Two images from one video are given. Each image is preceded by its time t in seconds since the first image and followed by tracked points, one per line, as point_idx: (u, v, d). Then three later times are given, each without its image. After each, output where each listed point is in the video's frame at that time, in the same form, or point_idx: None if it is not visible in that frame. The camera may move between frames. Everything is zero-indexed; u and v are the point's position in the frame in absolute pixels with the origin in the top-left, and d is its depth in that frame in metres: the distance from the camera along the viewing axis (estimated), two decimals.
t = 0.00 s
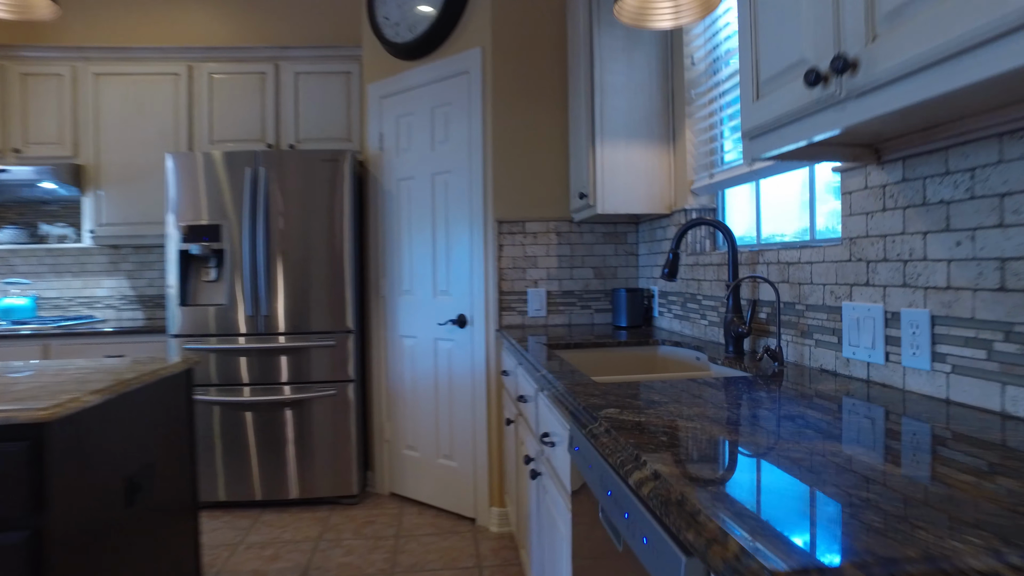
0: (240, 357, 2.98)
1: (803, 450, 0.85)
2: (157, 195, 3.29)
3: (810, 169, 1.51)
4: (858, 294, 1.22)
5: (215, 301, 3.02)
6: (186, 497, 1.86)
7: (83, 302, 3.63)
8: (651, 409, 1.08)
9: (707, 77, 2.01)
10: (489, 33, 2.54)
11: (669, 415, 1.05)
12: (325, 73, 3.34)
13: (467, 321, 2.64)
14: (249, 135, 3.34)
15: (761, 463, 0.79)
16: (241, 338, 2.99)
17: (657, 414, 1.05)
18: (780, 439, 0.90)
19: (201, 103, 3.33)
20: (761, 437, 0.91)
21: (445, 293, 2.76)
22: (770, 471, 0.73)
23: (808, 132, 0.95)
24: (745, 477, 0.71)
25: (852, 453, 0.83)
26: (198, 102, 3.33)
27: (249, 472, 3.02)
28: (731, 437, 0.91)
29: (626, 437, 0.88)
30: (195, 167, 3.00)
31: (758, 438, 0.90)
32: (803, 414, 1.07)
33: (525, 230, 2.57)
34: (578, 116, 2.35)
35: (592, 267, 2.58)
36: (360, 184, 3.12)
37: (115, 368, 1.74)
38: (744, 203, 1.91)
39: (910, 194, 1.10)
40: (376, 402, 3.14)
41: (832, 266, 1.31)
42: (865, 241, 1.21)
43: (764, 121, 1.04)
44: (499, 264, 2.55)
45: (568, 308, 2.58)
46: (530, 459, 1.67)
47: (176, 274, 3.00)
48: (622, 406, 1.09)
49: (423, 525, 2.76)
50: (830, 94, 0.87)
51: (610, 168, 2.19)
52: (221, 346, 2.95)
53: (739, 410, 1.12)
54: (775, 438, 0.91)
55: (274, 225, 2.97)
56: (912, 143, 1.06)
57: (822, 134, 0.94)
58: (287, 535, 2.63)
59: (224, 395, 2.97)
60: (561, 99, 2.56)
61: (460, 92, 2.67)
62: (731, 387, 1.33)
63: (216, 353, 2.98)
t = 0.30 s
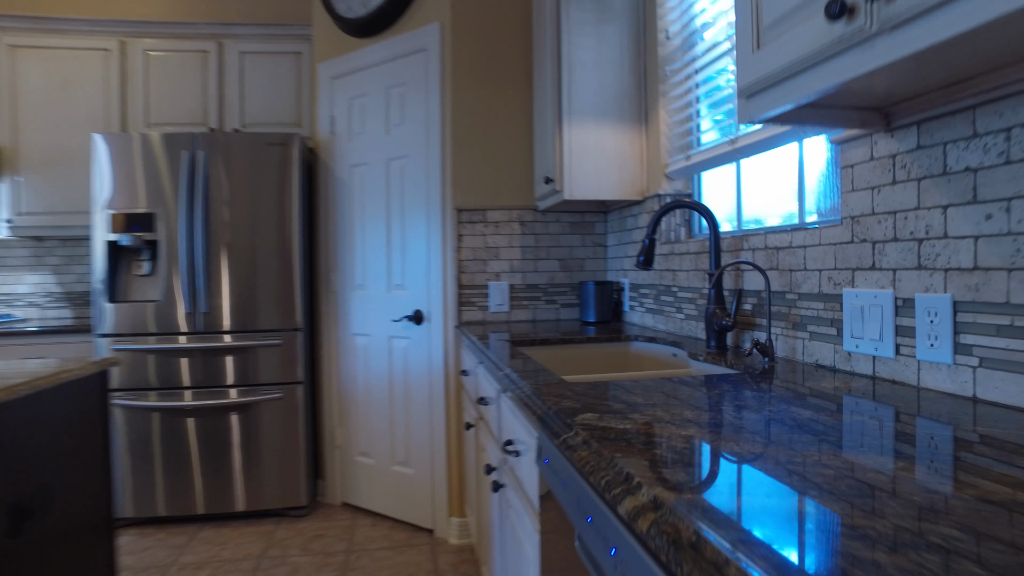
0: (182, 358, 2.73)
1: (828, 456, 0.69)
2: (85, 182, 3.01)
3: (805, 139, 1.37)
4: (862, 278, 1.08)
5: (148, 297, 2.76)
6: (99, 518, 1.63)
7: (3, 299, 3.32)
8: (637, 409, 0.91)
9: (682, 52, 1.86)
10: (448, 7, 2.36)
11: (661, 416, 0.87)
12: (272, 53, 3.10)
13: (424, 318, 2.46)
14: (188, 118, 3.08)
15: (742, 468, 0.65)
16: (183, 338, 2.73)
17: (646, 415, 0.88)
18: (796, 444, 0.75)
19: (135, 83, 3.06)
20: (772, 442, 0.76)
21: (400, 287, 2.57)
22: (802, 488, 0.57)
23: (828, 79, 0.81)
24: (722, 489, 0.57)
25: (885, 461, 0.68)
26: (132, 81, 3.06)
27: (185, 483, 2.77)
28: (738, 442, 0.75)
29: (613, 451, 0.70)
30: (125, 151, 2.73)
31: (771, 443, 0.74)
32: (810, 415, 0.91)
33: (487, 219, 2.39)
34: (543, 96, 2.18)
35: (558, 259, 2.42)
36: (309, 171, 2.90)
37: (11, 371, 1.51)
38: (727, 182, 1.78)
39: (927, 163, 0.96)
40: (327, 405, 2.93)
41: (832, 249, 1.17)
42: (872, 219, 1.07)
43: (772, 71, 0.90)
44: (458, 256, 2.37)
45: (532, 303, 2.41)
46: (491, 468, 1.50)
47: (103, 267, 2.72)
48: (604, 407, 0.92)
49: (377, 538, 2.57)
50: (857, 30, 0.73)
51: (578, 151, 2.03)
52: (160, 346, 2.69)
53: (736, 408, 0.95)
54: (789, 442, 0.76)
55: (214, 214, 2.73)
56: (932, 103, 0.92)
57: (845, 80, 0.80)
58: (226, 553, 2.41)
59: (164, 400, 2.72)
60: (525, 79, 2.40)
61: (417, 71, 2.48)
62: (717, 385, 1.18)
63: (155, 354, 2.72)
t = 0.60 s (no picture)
0: (128, 360, 2.52)
1: (863, 475, 0.55)
2: (15, 170, 2.76)
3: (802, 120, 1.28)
4: (873, 265, 0.95)
5: (86, 294, 2.53)
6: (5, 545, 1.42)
7: None
8: (620, 418, 0.75)
9: (660, 28, 1.71)
10: None
11: (650, 428, 0.71)
12: (225, 33, 2.88)
13: (384, 316, 2.30)
14: (131, 102, 2.85)
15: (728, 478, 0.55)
16: (128, 338, 2.52)
17: (631, 426, 0.72)
18: (819, 459, 0.61)
19: (72, 63, 2.81)
20: (789, 457, 0.61)
21: (360, 283, 2.40)
22: (849, 530, 0.43)
23: (851, 16, 0.67)
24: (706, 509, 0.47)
25: (935, 482, 0.54)
26: (68, 61, 2.82)
27: (126, 497, 2.55)
28: (748, 459, 0.60)
29: (590, 482, 0.53)
30: (57, 135, 2.49)
31: (789, 459, 0.60)
32: (826, 423, 0.77)
33: (452, 209, 2.23)
34: (512, 77, 2.03)
35: (529, 252, 2.27)
36: (263, 160, 2.71)
37: None
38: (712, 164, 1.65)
39: (953, 128, 0.82)
40: (283, 410, 2.74)
41: (836, 233, 1.03)
42: (884, 197, 0.93)
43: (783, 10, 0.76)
44: (421, 249, 2.20)
45: (501, 299, 2.26)
46: (453, 482, 1.33)
47: (32, 261, 2.48)
48: (581, 416, 0.76)
49: (336, 553, 2.39)
50: None
51: (549, 134, 1.88)
52: (104, 348, 2.47)
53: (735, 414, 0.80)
54: (810, 457, 0.61)
55: (158, 204, 2.52)
56: (962, 56, 0.79)
57: (870, 18, 0.66)
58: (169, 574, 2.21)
59: (110, 407, 2.50)
60: (493, 61, 2.24)
61: (377, 51, 2.31)
62: (707, 386, 1.03)
63: (100, 356, 2.50)
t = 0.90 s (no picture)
0: (94, 363, 2.34)
1: (936, 513, 0.42)
2: None
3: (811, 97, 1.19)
4: (905, 253, 0.81)
5: (37, 292, 2.33)
6: None
7: None
8: (613, 437, 0.60)
9: (653, 3, 1.58)
10: None
11: (648, 449, 0.57)
12: (193, 16, 2.71)
13: (360, 315, 2.16)
14: (92, 90, 2.67)
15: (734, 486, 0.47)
16: (94, 341, 2.33)
17: (626, 448, 0.57)
18: (870, 485, 0.47)
19: (28, 47, 2.63)
20: (833, 483, 0.47)
21: (333, 281, 2.26)
22: None
23: None
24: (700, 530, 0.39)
25: None
26: (23, 45, 2.64)
27: (82, 511, 2.36)
28: (781, 489, 0.46)
29: (568, 542, 0.38)
30: (9, 121, 2.29)
31: (831, 488, 0.46)
32: (862, 439, 0.63)
33: (431, 200, 2.09)
34: (494, 58, 1.89)
35: (514, 246, 2.13)
36: (233, 150, 2.55)
37: None
38: (712, 149, 1.52)
39: (1006, 87, 0.68)
40: (254, 415, 2.59)
41: (858, 217, 0.89)
42: (919, 174, 0.78)
43: None
44: (398, 244, 2.06)
45: (485, 297, 2.11)
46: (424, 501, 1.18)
47: None
48: (564, 436, 0.61)
49: (310, 568, 2.24)
50: None
51: (534, 118, 1.74)
52: (67, 350, 2.29)
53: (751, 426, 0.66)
54: (859, 483, 0.47)
55: (118, 196, 2.34)
56: None
57: None
58: None
59: (77, 413, 2.32)
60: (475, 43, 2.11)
61: (351, 32, 2.16)
62: (712, 392, 0.89)
63: (64, 359, 2.32)
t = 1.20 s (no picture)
0: (70, 365, 2.20)
1: None
2: None
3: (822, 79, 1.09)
4: (941, 243, 0.70)
5: None
6: None
7: None
8: (600, 462, 0.49)
9: None
10: None
11: (647, 478, 0.46)
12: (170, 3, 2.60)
13: (343, 315, 2.07)
14: (65, 81, 2.55)
15: (738, 499, 0.42)
16: (70, 341, 2.20)
17: (621, 477, 0.46)
18: (930, 528, 0.36)
19: None
20: (883, 525, 0.37)
21: (315, 279, 2.16)
22: None
23: None
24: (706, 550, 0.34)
25: None
26: None
27: (50, 524, 2.22)
28: (818, 536, 0.35)
29: None
30: None
31: (881, 533, 0.36)
32: (903, 459, 0.52)
33: (416, 194, 1.99)
34: (482, 43, 1.79)
35: (503, 243, 2.02)
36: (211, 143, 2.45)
37: None
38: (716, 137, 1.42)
39: None
40: (233, 420, 2.48)
41: (883, 203, 0.78)
42: (958, 151, 0.68)
43: None
44: (381, 240, 1.95)
45: (473, 297, 2.01)
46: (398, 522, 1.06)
47: None
48: (541, 461, 0.50)
49: None
50: None
51: (523, 105, 1.63)
52: (41, 352, 2.15)
53: (766, 444, 0.55)
54: (916, 524, 0.37)
55: (87, 190, 2.19)
56: None
57: None
58: None
59: (52, 418, 2.17)
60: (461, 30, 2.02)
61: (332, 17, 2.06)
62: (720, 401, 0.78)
63: (40, 362, 2.18)
